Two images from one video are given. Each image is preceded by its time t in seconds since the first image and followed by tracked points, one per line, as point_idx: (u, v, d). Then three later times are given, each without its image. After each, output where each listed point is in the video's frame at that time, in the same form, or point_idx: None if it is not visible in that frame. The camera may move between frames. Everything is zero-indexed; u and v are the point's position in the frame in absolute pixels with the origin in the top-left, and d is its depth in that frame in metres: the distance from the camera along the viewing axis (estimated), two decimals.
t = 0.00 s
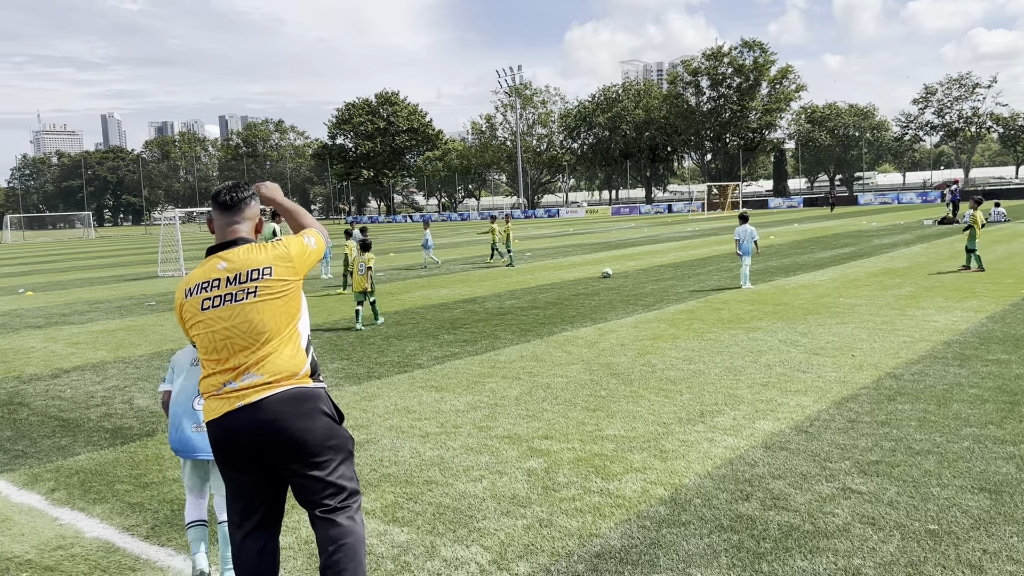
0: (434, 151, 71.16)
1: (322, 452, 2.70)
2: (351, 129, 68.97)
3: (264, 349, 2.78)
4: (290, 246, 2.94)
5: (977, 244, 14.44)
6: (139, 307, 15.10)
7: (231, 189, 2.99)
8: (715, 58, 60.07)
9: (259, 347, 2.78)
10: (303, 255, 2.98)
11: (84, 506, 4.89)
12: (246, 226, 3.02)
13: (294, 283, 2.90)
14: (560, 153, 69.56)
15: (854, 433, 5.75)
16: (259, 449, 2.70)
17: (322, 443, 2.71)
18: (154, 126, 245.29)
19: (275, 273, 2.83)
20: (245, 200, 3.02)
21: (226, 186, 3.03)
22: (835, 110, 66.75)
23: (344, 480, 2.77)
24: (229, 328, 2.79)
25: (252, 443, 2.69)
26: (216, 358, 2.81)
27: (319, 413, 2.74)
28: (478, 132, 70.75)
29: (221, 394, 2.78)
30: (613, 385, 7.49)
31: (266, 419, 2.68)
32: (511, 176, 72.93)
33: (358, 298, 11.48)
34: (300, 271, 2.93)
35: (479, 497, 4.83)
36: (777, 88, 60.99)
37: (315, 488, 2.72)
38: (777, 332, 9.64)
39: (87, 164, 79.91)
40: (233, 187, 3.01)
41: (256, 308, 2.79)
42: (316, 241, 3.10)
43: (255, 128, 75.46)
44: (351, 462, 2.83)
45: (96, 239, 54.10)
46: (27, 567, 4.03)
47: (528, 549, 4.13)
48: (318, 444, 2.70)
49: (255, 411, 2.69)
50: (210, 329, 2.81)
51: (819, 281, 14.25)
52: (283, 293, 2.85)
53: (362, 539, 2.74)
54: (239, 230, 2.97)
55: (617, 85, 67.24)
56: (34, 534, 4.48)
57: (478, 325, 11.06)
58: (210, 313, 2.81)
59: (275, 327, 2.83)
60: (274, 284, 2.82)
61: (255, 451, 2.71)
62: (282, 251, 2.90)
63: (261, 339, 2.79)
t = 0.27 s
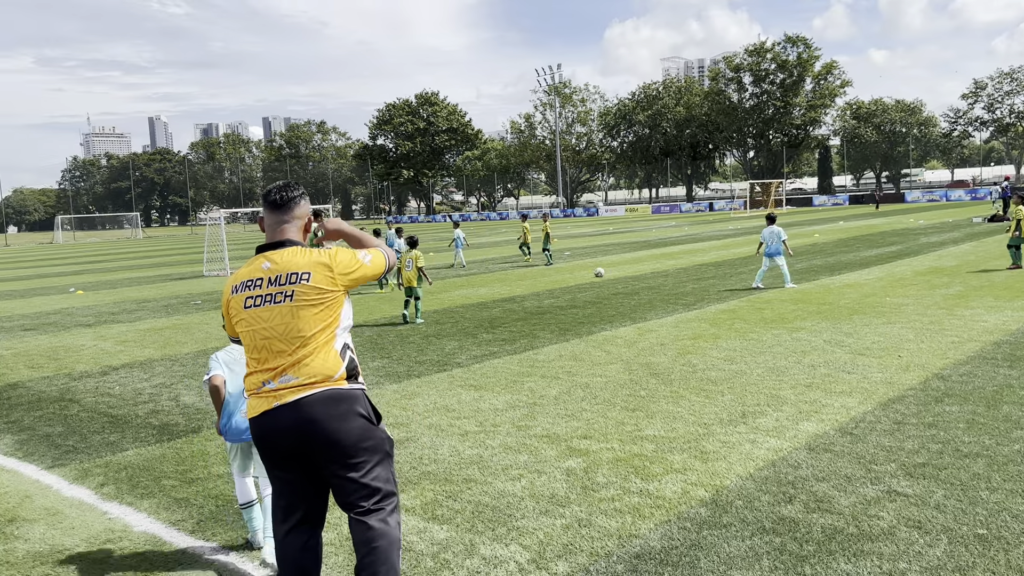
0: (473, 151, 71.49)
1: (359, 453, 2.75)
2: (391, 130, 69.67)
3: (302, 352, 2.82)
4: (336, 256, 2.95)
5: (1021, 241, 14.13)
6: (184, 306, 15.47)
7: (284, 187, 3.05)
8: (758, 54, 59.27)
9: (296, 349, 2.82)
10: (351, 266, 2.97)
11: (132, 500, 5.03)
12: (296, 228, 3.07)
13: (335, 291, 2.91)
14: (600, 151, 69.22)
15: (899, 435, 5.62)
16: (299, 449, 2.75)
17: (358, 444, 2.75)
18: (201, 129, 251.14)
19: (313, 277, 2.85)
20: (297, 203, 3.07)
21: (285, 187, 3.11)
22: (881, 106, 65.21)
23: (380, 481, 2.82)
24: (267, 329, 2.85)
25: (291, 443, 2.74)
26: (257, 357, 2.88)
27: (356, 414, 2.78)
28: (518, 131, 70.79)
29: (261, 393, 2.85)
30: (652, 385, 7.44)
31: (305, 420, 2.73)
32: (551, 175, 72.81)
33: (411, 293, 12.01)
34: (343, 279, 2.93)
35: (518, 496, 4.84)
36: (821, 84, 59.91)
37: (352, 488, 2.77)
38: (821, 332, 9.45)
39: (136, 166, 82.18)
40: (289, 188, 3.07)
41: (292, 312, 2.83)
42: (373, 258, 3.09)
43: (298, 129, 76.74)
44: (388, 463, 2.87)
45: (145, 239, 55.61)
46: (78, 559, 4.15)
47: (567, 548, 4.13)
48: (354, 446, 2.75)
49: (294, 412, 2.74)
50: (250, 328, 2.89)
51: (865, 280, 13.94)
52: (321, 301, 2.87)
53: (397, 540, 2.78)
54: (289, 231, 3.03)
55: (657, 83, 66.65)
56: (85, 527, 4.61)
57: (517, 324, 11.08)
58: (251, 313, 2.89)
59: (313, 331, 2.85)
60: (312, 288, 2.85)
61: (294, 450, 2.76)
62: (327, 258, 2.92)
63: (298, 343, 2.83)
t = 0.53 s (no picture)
0: (518, 150, 71.63)
1: (400, 454, 2.78)
2: (437, 130, 70.25)
3: (344, 354, 2.87)
4: (384, 273, 2.91)
5: None
6: (233, 305, 15.85)
7: (348, 189, 3.11)
8: (808, 50, 58.26)
9: (339, 351, 2.88)
10: (392, 291, 2.90)
11: (184, 495, 5.19)
12: (353, 232, 3.11)
13: (375, 302, 2.89)
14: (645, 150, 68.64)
15: (953, 438, 5.44)
16: (341, 448, 2.81)
17: (398, 445, 2.78)
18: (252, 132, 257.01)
19: (355, 282, 2.88)
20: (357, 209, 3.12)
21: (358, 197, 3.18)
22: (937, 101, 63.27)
23: (419, 484, 2.83)
24: (313, 328, 2.94)
25: (334, 443, 2.81)
26: (304, 356, 2.97)
27: (397, 417, 2.81)
28: (562, 130, 70.61)
29: (307, 391, 2.92)
30: (697, 386, 7.36)
31: (346, 420, 2.79)
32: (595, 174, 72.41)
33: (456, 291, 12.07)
34: (384, 294, 2.88)
35: (562, 496, 4.84)
36: (873, 80, 58.54)
37: (392, 489, 2.80)
38: (872, 334, 9.21)
39: (190, 168, 84.50)
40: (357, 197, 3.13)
41: (336, 312, 2.89)
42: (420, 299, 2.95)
43: (345, 131, 77.94)
44: (430, 465, 2.88)
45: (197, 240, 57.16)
46: (131, 552, 4.30)
47: (611, 549, 4.12)
48: (394, 447, 2.78)
49: (336, 412, 2.81)
50: (297, 326, 2.99)
51: (918, 280, 13.54)
52: (360, 307, 2.88)
53: (435, 543, 2.79)
54: (344, 233, 3.07)
55: (704, 81, 65.77)
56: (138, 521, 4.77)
57: (561, 324, 11.07)
58: (299, 311, 2.98)
59: (354, 336, 2.89)
60: (354, 291, 2.88)
61: (336, 450, 2.82)
62: (374, 267, 2.92)
63: (342, 346, 2.88)
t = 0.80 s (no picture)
0: (565, 151, 71.57)
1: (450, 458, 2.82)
2: (484, 131, 70.63)
3: (396, 356, 2.92)
4: (434, 280, 2.90)
5: None
6: (285, 305, 16.24)
7: (415, 190, 3.13)
8: (863, 45, 57.02)
9: (391, 353, 2.93)
10: (436, 303, 2.87)
11: (237, 491, 5.33)
12: (414, 234, 3.13)
13: (423, 308, 2.90)
14: (694, 149, 67.78)
15: (1014, 445, 5.25)
16: (394, 450, 2.87)
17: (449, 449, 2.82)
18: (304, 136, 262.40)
19: (407, 284, 2.90)
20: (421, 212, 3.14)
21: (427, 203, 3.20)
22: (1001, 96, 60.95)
23: (468, 487, 2.87)
24: (368, 327, 3.01)
25: (386, 443, 2.88)
26: (359, 355, 3.04)
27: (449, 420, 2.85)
28: (610, 130, 70.19)
29: (361, 390, 2.99)
30: (747, 388, 7.24)
31: (398, 422, 2.85)
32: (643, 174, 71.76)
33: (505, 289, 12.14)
34: (431, 303, 2.88)
35: (608, 497, 4.83)
36: (931, 76, 56.96)
37: (441, 492, 2.85)
38: (929, 336, 8.92)
39: (244, 170, 86.78)
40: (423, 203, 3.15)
41: (389, 313, 2.94)
42: (460, 319, 2.90)
43: (394, 133, 78.98)
44: (479, 470, 2.92)
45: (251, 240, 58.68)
46: (187, 546, 4.46)
47: (658, 552, 4.09)
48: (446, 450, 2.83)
49: (388, 414, 2.87)
50: (354, 324, 3.07)
51: (979, 281, 13.06)
52: (410, 311, 2.91)
53: (481, 549, 2.83)
54: (406, 234, 3.08)
55: (755, 79, 64.54)
56: (193, 516, 4.93)
57: (608, 325, 11.03)
58: (355, 310, 3.05)
59: (405, 339, 2.93)
60: (406, 294, 2.91)
61: (388, 451, 2.89)
62: (428, 273, 2.93)
63: (393, 348, 2.93)
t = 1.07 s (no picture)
0: (613, 152, 71.26)
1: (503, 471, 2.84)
2: (532, 133, 70.72)
3: (454, 365, 2.94)
4: (492, 289, 2.88)
5: None
6: (335, 306, 16.55)
7: (477, 193, 3.11)
8: (919, 43, 55.74)
9: (450, 362, 2.96)
10: (493, 313, 2.85)
11: (288, 488, 5.47)
12: (477, 237, 3.11)
13: (480, 317, 2.89)
14: (745, 149, 66.62)
15: None
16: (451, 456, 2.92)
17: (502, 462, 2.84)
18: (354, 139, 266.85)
19: (465, 292, 2.90)
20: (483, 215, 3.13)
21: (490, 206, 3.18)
22: None
23: (520, 502, 2.88)
24: (428, 334, 3.03)
25: (443, 450, 2.94)
26: (420, 361, 3.09)
27: (505, 432, 2.86)
28: (658, 130, 69.48)
29: (421, 396, 3.04)
30: (798, 392, 7.11)
31: (455, 432, 2.89)
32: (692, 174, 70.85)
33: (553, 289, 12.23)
34: (488, 312, 2.86)
35: (656, 501, 4.81)
36: (991, 73, 55.39)
37: (492, 504, 2.87)
38: (990, 340, 8.61)
39: (296, 173, 88.70)
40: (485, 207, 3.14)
41: (448, 321, 2.95)
42: (517, 330, 2.86)
43: (442, 136, 79.70)
44: (534, 484, 2.92)
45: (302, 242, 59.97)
46: (241, 540, 4.60)
47: (707, 556, 4.06)
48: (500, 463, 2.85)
49: (446, 423, 2.92)
50: (415, 329, 3.11)
51: None
52: (467, 321, 2.91)
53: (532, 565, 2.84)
54: (468, 238, 3.07)
55: (808, 77, 63.18)
56: (246, 511, 5.08)
57: (656, 327, 10.94)
58: (416, 315, 3.09)
59: (463, 348, 2.94)
60: (464, 302, 2.90)
61: (445, 458, 2.94)
62: (486, 281, 2.91)
63: (452, 357, 2.95)
